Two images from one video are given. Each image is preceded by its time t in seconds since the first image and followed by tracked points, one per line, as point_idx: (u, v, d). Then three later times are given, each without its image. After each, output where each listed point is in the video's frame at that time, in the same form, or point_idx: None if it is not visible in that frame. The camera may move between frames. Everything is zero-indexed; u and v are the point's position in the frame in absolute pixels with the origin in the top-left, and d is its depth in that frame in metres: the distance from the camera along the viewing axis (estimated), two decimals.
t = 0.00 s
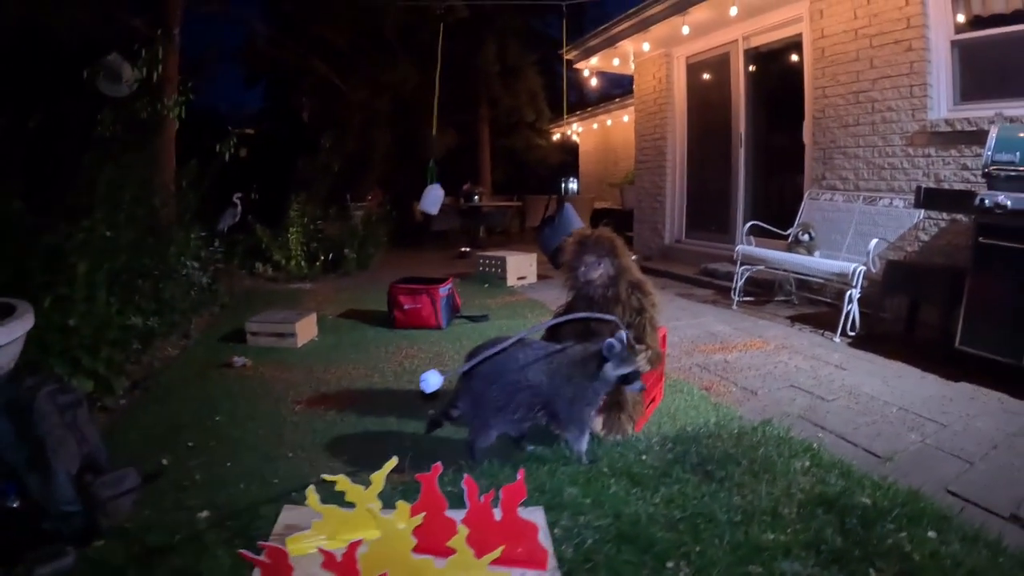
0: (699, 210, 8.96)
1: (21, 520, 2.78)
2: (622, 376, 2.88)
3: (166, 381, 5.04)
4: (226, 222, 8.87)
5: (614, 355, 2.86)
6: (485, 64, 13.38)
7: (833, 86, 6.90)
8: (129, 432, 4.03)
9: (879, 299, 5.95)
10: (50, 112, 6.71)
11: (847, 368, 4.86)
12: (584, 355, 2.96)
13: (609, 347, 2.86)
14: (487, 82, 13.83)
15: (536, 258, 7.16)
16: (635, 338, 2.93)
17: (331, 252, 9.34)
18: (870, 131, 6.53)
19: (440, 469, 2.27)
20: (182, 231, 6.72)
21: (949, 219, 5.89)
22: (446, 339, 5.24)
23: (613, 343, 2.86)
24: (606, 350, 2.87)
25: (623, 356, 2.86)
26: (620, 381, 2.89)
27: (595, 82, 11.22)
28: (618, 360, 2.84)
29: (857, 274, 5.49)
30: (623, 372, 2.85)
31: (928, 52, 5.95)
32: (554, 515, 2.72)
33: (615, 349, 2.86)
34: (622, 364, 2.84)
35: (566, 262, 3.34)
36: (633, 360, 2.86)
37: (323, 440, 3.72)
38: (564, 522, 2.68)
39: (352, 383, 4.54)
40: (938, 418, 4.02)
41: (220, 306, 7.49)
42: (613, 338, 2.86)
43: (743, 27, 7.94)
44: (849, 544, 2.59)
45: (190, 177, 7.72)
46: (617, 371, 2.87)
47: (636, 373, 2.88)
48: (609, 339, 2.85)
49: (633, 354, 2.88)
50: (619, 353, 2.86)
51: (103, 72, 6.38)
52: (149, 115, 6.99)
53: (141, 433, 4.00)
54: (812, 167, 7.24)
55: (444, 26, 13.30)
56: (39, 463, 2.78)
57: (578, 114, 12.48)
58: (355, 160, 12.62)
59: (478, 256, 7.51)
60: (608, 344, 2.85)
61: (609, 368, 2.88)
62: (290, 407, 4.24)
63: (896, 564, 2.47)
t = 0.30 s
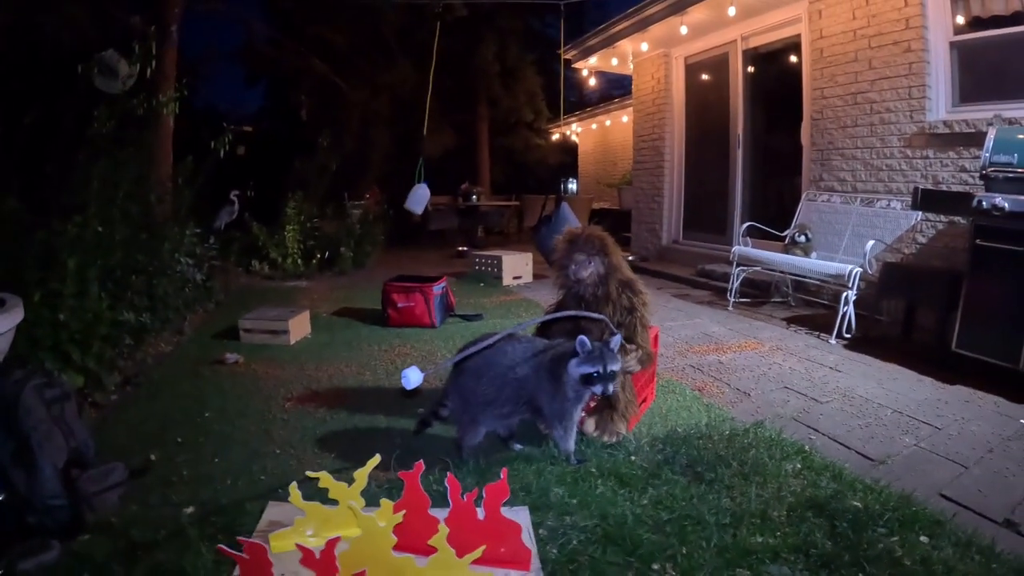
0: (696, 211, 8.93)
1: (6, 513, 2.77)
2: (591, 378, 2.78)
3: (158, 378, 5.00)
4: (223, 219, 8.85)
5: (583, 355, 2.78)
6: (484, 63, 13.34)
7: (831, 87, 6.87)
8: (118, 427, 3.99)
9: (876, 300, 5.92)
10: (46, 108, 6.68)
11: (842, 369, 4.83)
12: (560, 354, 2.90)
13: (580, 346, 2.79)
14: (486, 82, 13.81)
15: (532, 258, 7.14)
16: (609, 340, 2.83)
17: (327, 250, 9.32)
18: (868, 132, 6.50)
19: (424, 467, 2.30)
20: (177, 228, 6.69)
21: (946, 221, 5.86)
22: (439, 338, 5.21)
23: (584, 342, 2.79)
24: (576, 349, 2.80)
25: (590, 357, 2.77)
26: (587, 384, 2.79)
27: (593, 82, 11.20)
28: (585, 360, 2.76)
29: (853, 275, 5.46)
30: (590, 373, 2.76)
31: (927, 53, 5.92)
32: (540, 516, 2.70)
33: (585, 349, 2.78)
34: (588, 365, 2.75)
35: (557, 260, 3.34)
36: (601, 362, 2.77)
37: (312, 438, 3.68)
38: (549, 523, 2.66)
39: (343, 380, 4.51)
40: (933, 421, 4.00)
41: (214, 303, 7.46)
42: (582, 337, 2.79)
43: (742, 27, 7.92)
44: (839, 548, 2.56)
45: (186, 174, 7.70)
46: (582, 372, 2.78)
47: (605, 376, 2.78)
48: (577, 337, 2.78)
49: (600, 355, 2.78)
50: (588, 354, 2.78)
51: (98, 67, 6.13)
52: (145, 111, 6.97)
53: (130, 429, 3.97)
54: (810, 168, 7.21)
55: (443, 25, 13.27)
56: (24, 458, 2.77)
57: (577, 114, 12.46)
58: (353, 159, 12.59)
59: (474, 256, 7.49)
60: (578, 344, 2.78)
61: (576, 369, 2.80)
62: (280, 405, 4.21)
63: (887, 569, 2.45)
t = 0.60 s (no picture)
0: (696, 211, 8.91)
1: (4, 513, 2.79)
2: (588, 380, 2.79)
3: (156, 379, 4.98)
4: (221, 221, 8.84)
5: (581, 356, 2.78)
6: (482, 63, 13.32)
7: (830, 86, 6.86)
8: (115, 429, 3.97)
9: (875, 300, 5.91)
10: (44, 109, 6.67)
11: (842, 369, 4.82)
12: (558, 355, 2.90)
13: (578, 348, 2.79)
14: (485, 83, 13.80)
15: (531, 259, 7.13)
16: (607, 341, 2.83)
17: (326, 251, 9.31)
18: (867, 131, 6.48)
19: (421, 468, 2.29)
20: (175, 229, 6.67)
21: (946, 220, 5.84)
22: (438, 339, 5.19)
23: (582, 344, 2.79)
24: (573, 350, 2.80)
25: (588, 359, 2.78)
26: (584, 385, 2.79)
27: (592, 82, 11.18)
28: (582, 362, 2.76)
29: (853, 274, 5.45)
30: (587, 375, 2.76)
31: (925, 52, 5.91)
32: (538, 517, 2.69)
33: (582, 350, 2.78)
34: (585, 367, 2.75)
35: (556, 259, 3.33)
36: (598, 364, 2.77)
37: (310, 439, 3.66)
38: (548, 523, 2.65)
39: (341, 381, 4.49)
40: (933, 421, 3.98)
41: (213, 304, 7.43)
42: (580, 339, 2.79)
43: (740, 26, 7.91)
44: (840, 548, 2.55)
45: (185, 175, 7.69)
46: (579, 374, 2.78)
47: (602, 378, 2.78)
48: (575, 338, 2.79)
49: (597, 357, 2.79)
50: (586, 356, 2.78)
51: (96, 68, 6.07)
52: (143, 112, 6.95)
53: (127, 431, 3.94)
54: (809, 168, 7.19)
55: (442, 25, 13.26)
56: (21, 459, 2.78)
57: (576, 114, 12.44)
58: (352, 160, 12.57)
59: (473, 256, 7.47)
60: (576, 345, 2.78)
61: (573, 371, 2.80)
62: (278, 406, 4.19)
63: (887, 569, 2.43)
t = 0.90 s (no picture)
0: (694, 209, 8.90)
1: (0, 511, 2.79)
2: (583, 378, 2.76)
3: (153, 378, 4.97)
4: (219, 219, 8.82)
5: (575, 354, 2.76)
6: (480, 62, 13.30)
7: (827, 84, 6.86)
8: (112, 427, 3.96)
9: (873, 298, 5.91)
10: (41, 108, 6.66)
11: (839, 366, 4.82)
12: (554, 353, 2.88)
13: (573, 345, 2.77)
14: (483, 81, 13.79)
15: (529, 257, 7.13)
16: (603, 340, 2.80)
17: (323, 250, 9.30)
18: (864, 129, 6.48)
19: (417, 465, 2.28)
20: (173, 227, 6.66)
21: (943, 218, 5.84)
22: (434, 337, 5.18)
23: (577, 341, 2.76)
24: (569, 348, 2.78)
25: (583, 357, 2.75)
26: (579, 383, 2.77)
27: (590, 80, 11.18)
28: (577, 359, 2.74)
29: (850, 272, 5.45)
30: (581, 373, 2.74)
31: (923, 50, 5.91)
32: (534, 514, 2.68)
33: (578, 348, 2.76)
34: (580, 365, 2.73)
35: (552, 257, 3.32)
36: (593, 362, 2.74)
37: (307, 437, 3.65)
38: (544, 520, 2.65)
39: (338, 379, 4.48)
40: (931, 418, 3.98)
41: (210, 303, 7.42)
42: (575, 336, 2.77)
43: (738, 24, 7.90)
44: (837, 546, 2.54)
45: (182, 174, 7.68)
46: (573, 372, 2.76)
47: (597, 376, 2.75)
48: (570, 336, 2.76)
49: (592, 356, 2.76)
50: (581, 353, 2.75)
51: (93, 67, 6.04)
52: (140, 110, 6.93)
53: (124, 429, 3.93)
54: (807, 166, 7.19)
55: (440, 24, 13.25)
56: (17, 458, 2.77)
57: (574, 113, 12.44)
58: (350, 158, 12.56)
59: (470, 255, 7.46)
60: (571, 342, 2.76)
61: (567, 369, 2.78)
62: (274, 404, 4.18)
63: (885, 566, 2.43)
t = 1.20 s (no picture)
0: (690, 205, 8.89)
1: None
2: (583, 391, 2.69)
3: (149, 375, 4.95)
4: (215, 217, 8.78)
5: (577, 365, 2.69)
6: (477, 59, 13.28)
7: (823, 80, 6.86)
8: (107, 424, 3.95)
9: (869, 293, 5.91)
10: (36, 105, 6.63)
11: (835, 362, 4.81)
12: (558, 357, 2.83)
13: (575, 356, 2.69)
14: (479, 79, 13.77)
15: (526, 254, 7.12)
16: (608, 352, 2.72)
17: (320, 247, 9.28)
18: (861, 125, 6.48)
19: (411, 460, 2.29)
20: (169, 225, 6.64)
21: (940, 214, 5.85)
22: (431, 333, 5.17)
23: (580, 353, 2.67)
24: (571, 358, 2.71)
25: (584, 370, 2.67)
26: (579, 396, 2.70)
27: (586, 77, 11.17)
28: (578, 372, 2.66)
29: (846, 268, 5.45)
30: (582, 386, 2.67)
31: (919, 46, 5.91)
32: (530, 509, 2.68)
33: (579, 360, 2.68)
34: (580, 378, 2.66)
35: (548, 252, 3.33)
36: (594, 377, 2.66)
37: (304, 433, 3.64)
38: (540, 515, 2.64)
39: (334, 376, 4.46)
40: (928, 413, 3.98)
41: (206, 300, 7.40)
42: (578, 347, 2.69)
43: (734, 21, 7.89)
44: (834, 541, 2.54)
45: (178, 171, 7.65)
46: (573, 385, 2.69)
47: (598, 391, 2.68)
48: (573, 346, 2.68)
49: (594, 370, 2.68)
50: (582, 366, 2.68)
51: (88, 64, 5.94)
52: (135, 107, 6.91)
53: (119, 426, 3.91)
54: (803, 162, 7.19)
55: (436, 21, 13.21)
56: (12, 455, 2.78)
57: (570, 110, 12.42)
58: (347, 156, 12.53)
59: (467, 251, 7.45)
60: (573, 353, 2.68)
61: (569, 379, 2.71)
62: (271, 400, 4.16)
63: (882, 561, 2.43)
